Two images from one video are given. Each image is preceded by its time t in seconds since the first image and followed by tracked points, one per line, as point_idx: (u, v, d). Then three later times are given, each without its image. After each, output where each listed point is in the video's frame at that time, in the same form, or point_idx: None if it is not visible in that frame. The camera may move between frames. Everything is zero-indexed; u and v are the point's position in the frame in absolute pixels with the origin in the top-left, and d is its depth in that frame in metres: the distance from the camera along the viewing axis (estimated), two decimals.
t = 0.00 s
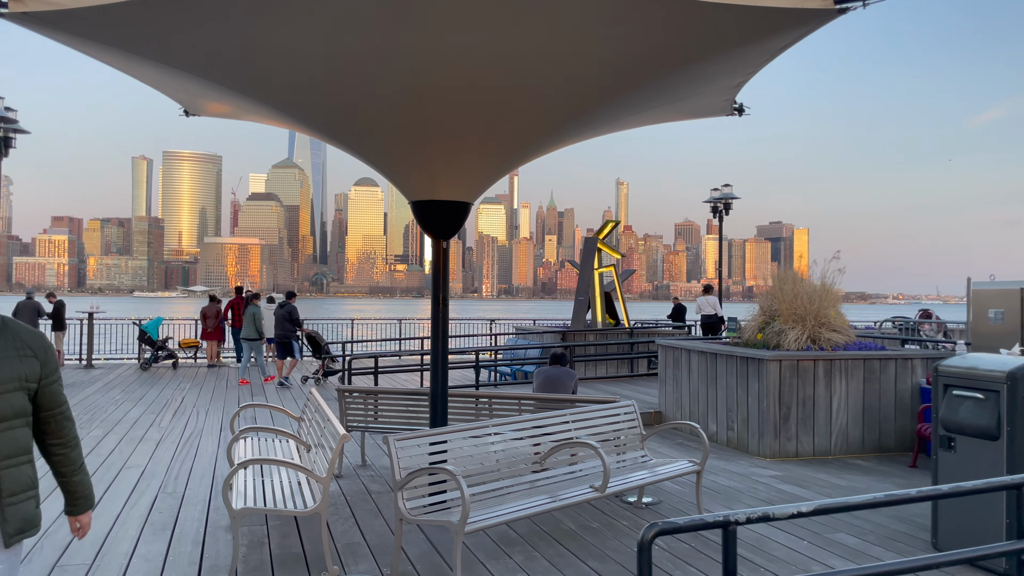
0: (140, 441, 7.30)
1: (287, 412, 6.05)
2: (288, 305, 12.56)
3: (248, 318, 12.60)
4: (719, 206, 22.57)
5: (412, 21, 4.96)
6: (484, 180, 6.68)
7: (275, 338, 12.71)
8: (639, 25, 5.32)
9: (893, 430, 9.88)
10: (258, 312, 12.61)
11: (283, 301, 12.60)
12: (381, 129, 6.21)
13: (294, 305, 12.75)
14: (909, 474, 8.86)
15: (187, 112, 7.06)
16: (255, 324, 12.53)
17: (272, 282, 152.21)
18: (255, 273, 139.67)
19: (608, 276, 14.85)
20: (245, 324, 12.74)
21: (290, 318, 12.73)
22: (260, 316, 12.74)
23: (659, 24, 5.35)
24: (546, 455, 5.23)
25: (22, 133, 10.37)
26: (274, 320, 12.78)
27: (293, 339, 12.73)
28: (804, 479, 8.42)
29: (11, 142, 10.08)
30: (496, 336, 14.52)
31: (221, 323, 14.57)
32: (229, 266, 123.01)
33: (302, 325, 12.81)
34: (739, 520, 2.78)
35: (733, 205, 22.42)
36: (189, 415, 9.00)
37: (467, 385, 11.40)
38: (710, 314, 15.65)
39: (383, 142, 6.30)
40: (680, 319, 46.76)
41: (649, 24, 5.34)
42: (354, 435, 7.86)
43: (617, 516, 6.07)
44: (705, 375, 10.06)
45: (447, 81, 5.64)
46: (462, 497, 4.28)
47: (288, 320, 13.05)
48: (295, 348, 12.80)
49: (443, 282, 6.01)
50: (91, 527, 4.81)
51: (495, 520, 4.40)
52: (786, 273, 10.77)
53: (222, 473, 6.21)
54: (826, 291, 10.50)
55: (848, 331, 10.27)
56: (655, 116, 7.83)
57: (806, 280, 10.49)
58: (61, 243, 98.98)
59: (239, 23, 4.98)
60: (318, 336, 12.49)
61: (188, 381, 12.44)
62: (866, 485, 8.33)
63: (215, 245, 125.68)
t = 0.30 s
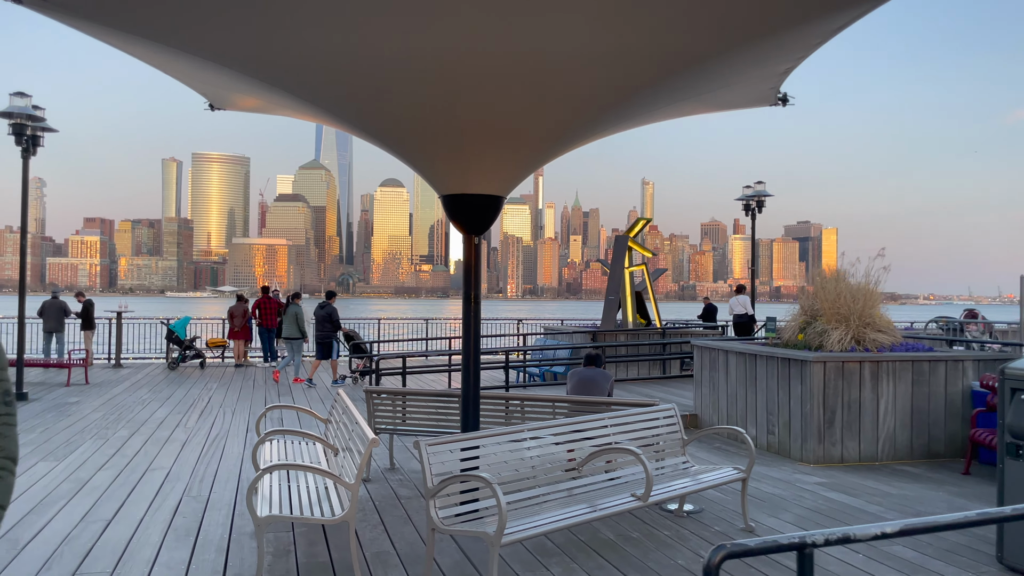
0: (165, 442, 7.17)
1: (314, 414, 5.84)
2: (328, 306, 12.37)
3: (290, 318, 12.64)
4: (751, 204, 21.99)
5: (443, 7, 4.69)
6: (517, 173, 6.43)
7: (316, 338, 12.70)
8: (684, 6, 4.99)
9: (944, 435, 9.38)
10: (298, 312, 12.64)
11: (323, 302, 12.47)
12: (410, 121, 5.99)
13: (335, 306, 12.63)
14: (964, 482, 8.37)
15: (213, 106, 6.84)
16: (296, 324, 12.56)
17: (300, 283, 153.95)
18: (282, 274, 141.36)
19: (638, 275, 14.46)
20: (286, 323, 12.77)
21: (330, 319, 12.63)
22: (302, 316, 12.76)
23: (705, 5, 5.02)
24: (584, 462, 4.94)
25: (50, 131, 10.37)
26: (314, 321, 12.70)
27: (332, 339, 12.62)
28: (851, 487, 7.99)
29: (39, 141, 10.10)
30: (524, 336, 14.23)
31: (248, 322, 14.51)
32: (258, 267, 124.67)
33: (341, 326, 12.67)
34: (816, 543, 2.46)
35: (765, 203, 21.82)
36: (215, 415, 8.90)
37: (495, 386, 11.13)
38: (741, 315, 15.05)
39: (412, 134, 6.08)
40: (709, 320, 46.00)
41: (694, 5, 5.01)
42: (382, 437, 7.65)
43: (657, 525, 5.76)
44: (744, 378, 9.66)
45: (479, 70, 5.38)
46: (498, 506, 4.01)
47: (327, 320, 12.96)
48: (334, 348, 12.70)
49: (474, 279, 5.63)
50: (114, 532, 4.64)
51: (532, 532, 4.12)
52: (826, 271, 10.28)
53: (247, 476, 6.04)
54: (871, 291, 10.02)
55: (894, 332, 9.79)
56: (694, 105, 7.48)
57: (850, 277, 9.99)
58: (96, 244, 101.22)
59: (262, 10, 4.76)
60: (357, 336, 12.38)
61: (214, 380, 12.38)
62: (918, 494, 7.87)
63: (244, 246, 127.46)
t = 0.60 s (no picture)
0: (194, 446, 7.05)
1: (343, 419, 5.64)
2: (369, 305, 12.37)
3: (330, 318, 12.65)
4: (786, 202, 21.43)
5: None
6: (555, 170, 6.15)
7: (356, 338, 12.60)
8: None
9: (999, 444, 8.89)
10: (339, 313, 12.68)
11: (363, 301, 12.48)
12: (444, 118, 5.75)
13: (375, 306, 12.53)
14: None
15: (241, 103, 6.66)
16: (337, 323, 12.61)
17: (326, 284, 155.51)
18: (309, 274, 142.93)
19: (671, 275, 14.09)
20: (327, 322, 12.82)
21: (370, 318, 12.50)
22: (342, 317, 12.76)
23: None
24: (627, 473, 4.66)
25: (80, 132, 10.39)
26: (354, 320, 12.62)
27: (372, 339, 12.49)
28: (903, 497, 7.58)
29: (70, 143, 10.15)
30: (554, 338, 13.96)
31: (276, 323, 14.47)
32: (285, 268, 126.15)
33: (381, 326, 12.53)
34: None
35: (801, 202, 21.25)
36: (244, 417, 8.82)
37: (526, 389, 10.88)
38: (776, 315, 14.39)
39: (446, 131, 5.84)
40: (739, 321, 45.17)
41: None
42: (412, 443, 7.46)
43: (703, 539, 5.46)
44: (786, 382, 9.28)
45: (517, 62, 5.09)
46: (541, 522, 3.74)
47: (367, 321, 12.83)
48: (374, 348, 12.56)
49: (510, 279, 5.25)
50: (141, 540, 4.49)
51: (576, 549, 3.86)
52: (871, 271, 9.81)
53: (276, 482, 5.87)
54: (920, 292, 9.54)
55: (945, 335, 9.30)
56: (738, 98, 7.12)
57: (897, 277, 9.49)
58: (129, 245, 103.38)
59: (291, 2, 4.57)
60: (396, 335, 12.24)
61: (243, 381, 12.34)
62: (975, 506, 7.42)
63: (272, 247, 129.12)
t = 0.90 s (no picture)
0: (220, 448, 6.95)
1: (373, 422, 5.45)
2: (405, 305, 12.18)
3: (368, 318, 12.61)
4: (822, 200, 20.84)
5: None
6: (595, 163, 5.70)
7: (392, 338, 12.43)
8: None
9: None
10: (377, 313, 12.57)
11: (399, 302, 12.28)
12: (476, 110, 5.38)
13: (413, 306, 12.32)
14: None
15: (268, 98, 6.44)
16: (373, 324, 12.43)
17: (352, 284, 156.88)
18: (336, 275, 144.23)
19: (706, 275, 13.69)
20: (364, 323, 12.66)
21: (408, 319, 12.30)
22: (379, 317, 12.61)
23: None
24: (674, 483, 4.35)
25: (108, 131, 10.39)
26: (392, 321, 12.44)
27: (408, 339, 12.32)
28: (960, 508, 7.14)
29: (99, 142, 10.18)
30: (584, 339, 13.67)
31: (304, 323, 14.40)
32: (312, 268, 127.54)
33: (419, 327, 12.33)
34: None
35: (837, 199, 20.64)
36: (272, 419, 8.70)
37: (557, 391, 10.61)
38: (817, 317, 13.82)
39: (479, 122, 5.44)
40: (770, 322, 44.27)
41: None
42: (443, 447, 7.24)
43: (752, 553, 5.16)
44: (831, 386, 8.86)
45: (555, 39, 4.61)
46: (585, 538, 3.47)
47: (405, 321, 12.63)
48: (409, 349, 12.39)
49: (543, 280, 5.01)
50: (165, 547, 4.33)
51: (622, 567, 3.57)
52: (921, 271, 9.36)
53: (303, 486, 5.70)
54: (972, 293, 9.06)
55: (999, 338, 8.79)
56: (787, 86, 6.70)
57: (947, 277, 9.04)
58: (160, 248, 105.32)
59: None
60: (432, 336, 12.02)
61: (271, 381, 12.27)
62: None
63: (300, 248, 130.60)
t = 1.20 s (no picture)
0: (248, 452, 6.84)
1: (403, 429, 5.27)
2: (442, 305, 12.07)
3: (406, 320, 12.44)
4: (860, 199, 20.20)
5: None
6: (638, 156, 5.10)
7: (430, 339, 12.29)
8: None
9: None
10: (415, 314, 12.41)
11: (436, 302, 12.18)
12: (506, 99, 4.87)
13: (449, 306, 12.25)
14: None
15: (296, 95, 6.26)
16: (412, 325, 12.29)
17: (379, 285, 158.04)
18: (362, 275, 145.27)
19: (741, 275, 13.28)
20: (402, 324, 12.53)
21: (445, 319, 12.25)
22: (417, 318, 12.47)
23: None
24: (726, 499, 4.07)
25: (136, 132, 10.41)
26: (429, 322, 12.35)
27: (446, 340, 12.20)
28: None
29: (127, 142, 10.19)
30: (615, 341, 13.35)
31: (331, 324, 14.33)
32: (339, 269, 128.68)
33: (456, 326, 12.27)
34: None
35: (876, 198, 20.00)
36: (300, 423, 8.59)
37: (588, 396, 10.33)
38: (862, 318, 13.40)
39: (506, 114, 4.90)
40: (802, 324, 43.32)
41: None
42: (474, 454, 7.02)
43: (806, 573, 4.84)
44: (878, 392, 8.44)
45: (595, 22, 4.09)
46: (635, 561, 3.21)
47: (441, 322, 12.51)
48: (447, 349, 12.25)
49: (584, 278, 4.69)
50: (191, 558, 4.19)
51: None
52: (974, 272, 8.86)
53: (332, 494, 5.54)
54: None
55: None
56: (839, 77, 6.26)
57: (1002, 278, 8.52)
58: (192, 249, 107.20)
59: None
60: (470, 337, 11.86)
61: (299, 383, 12.18)
62: None
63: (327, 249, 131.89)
